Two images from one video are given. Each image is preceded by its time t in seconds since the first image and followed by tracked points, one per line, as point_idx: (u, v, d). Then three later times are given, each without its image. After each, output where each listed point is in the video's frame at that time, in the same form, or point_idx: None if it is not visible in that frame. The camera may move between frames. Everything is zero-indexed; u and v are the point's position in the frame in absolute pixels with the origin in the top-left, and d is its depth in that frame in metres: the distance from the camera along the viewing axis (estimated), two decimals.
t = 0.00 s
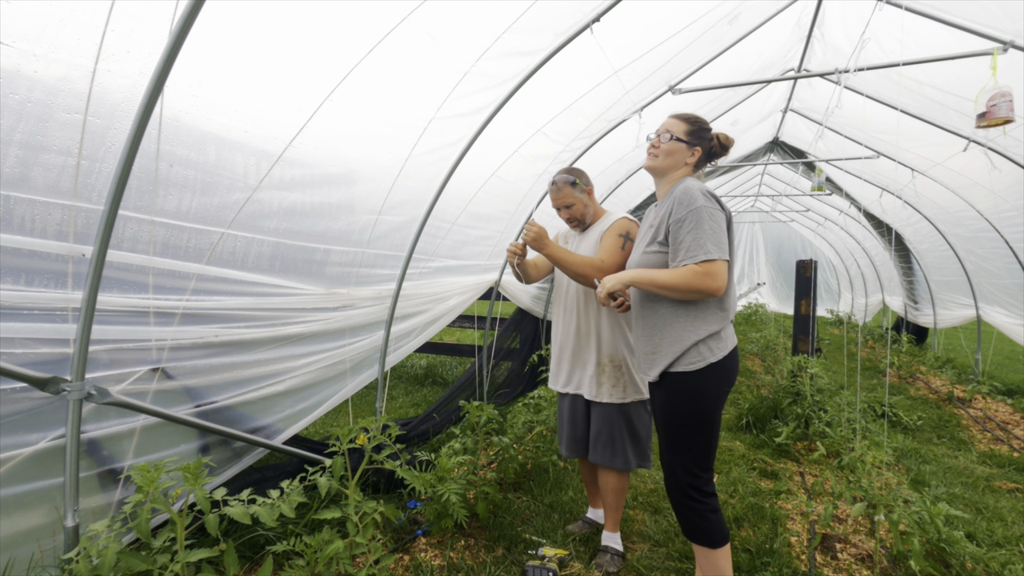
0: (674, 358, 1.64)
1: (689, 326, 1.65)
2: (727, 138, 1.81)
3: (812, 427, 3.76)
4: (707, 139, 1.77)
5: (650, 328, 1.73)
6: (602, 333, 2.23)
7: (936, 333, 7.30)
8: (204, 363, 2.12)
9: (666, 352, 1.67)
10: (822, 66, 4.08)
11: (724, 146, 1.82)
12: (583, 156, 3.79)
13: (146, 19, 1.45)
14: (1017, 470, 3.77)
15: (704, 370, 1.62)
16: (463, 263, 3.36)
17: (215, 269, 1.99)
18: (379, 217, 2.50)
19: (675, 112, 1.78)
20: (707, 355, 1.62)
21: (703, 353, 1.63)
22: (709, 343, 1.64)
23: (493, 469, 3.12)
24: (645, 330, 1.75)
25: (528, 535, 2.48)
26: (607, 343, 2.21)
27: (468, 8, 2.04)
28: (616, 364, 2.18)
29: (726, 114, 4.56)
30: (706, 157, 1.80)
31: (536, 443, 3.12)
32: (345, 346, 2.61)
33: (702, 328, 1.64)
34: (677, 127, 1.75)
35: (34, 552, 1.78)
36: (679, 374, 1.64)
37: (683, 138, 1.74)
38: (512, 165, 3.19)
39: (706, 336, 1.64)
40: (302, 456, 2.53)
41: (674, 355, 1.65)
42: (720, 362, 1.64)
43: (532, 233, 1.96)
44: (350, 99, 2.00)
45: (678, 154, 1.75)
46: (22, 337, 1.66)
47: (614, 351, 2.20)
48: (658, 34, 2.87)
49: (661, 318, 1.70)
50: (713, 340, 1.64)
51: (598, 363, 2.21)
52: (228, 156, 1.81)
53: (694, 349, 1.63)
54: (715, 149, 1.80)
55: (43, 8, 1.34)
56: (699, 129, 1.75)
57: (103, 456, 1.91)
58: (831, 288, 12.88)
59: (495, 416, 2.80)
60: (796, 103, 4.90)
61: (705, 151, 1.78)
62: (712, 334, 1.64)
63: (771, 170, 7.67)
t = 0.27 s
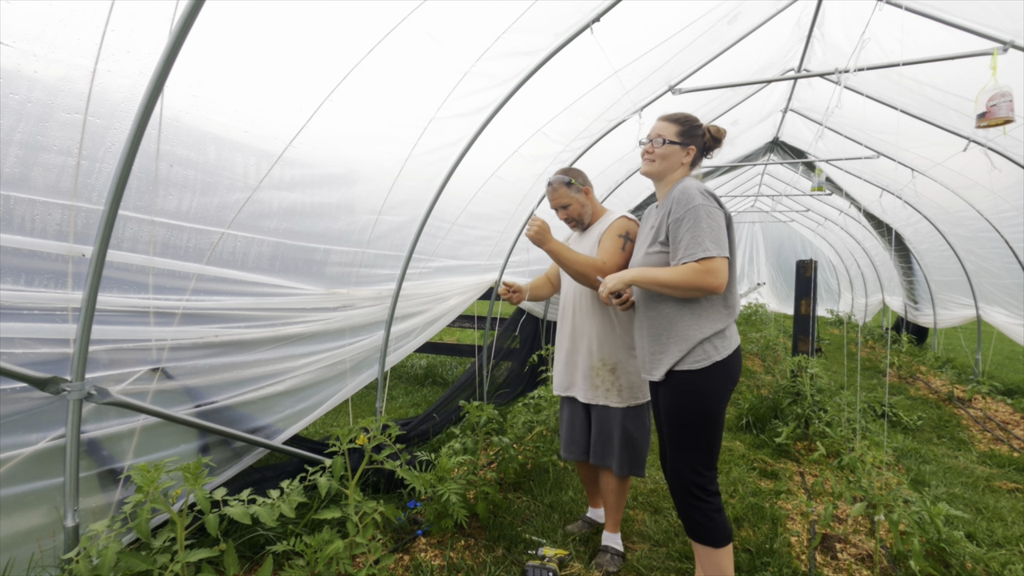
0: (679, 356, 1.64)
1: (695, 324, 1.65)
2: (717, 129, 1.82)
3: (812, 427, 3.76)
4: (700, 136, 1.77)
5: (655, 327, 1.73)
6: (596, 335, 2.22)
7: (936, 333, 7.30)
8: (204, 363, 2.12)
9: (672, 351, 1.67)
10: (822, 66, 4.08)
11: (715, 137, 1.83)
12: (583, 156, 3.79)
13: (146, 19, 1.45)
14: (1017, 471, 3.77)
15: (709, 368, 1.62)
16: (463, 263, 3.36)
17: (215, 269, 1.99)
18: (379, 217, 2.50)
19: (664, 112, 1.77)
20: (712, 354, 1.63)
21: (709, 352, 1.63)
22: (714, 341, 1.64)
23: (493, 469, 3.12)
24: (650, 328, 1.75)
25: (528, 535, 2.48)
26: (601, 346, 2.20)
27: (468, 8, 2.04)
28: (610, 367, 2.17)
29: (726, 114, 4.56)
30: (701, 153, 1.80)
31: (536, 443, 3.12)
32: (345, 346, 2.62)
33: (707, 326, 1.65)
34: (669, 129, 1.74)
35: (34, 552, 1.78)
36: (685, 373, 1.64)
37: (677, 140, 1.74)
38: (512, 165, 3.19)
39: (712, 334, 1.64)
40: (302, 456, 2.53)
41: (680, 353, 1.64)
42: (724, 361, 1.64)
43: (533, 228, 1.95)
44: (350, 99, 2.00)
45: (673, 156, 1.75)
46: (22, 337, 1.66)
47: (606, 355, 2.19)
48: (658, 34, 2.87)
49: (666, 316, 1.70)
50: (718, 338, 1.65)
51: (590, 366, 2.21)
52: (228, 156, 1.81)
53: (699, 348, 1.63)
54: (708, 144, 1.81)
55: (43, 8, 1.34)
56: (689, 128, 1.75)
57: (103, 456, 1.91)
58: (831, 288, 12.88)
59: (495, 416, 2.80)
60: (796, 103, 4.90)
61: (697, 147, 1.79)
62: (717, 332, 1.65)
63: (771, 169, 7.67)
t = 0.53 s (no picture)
0: (688, 356, 1.64)
1: (704, 324, 1.65)
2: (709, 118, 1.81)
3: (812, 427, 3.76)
4: (695, 132, 1.77)
5: (663, 327, 1.73)
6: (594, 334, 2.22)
7: (936, 333, 7.30)
8: (204, 363, 2.12)
9: (680, 351, 1.67)
10: (822, 66, 4.08)
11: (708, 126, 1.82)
12: (583, 156, 3.79)
13: (145, 19, 1.45)
14: (1017, 471, 3.77)
15: (718, 368, 1.62)
16: (463, 263, 3.36)
17: (215, 269, 1.99)
18: (379, 217, 2.50)
19: (653, 119, 1.77)
20: (720, 354, 1.63)
21: (718, 351, 1.63)
22: (723, 341, 1.64)
23: (493, 469, 3.12)
24: (657, 328, 1.75)
25: (528, 535, 2.48)
26: (598, 344, 2.20)
27: (468, 8, 2.04)
28: (607, 367, 2.17)
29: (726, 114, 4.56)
30: (700, 148, 1.80)
31: (536, 443, 3.12)
32: (345, 346, 2.62)
33: (716, 326, 1.65)
34: (663, 136, 1.74)
35: (34, 552, 1.78)
36: (693, 372, 1.64)
37: (672, 145, 1.74)
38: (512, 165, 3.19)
39: (721, 334, 1.64)
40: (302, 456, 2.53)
41: (689, 353, 1.64)
42: (733, 361, 1.64)
43: (537, 230, 1.91)
44: (350, 99, 2.00)
45: (673, 161, 1.75)
46: (22, 337, 1.66)
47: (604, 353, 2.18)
48: (658, 34, 2.87)
49: (673, 316, 1.70)
50: (726, 338, 1.65)
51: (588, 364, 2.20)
52: (228, 156, 1.81)
53: (708, 348, 1.63)
54: (705, 137, 1.81)
55: (43, 8, 1.34)
56: (682, 129, 1.74)
57: (103, 456, 1.91)
58: (831, 288, 12.88)
59: (495, 416, 2.80)
60: (796, 103, 4.90)
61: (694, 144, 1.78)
62: (725, 332, 1.65)
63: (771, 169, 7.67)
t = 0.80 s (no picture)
0: (697, 357, 1.64)
1: (714, 325, 1.65)
2: (699, 119, 1.82)
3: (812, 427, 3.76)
4: (692, 136, 1.77)
5: (673, 326, 1.73)
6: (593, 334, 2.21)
7: (936, 332, 7.31)
8: (204, 363, 2.12)
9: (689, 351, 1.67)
10: (822, 66, 4.08)
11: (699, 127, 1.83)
12: (583, 156, 3.80)
13: (145, 19, 1.45)
14: (1017, 470, 3.77)
15: (726, 369, 1.62)
16: (463, 263, 3.36)
17: (215, 269, 1.99)
18: (379, 217, 2.50)
19: (645, 131, 1.76)
20: (730, 355, 1.63)
21: (727, 352, 1.63)
22: (733, 343, 1.64)
23: (493, 469, 3.12)
24: (667, 328, 1.75)
25: (528, 535, 2.48)
26: (597, 343, 2.20)
27: (468, 8, 2.04)
28: (605, 363, 2.17)
29: (726, 114, 4.56)
30: (698, 147, 1.80)
31: (536, 443, 3.12)
32: (345, 346, 2.62)
33: (726, 327, 1.64)
34: (661, 147, 1.73)
35: (34, 552, 1.78)
36: (701, 373, 1.64)
37: (673, 153, 1.73)
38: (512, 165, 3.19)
39: (731, 335, 1.64)
40: (302, 456, 2.54)
41: (699, 353, 1.64)
42: (741, 362, 1.65)
43: (545, 238, 1.90)
44: (350, 99, 2.00)
45: (677, 168, 1.75)
46: (22, 337, 1.66)
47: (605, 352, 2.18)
48: (658, 34, 2.87)
49: (683, 317, 1.70)
50: (735, 341, 1.65)
51: (589, 363, 2.20)
52: (228, 156, 1.81)
53: (718, 348, 1.63)
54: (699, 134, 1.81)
55: (43, 8, 1.34)
56: (681, 135, 1.73)
57: (103, 456, 1.91)
58: (831, 288, 12.88)
59: (495, 416, 2.80)
60: (796, 103, 4.90)
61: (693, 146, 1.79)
62: (735, 334, 1.65)
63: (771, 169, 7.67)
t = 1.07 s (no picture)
0: (705, 354, 1.63)
1: (724, 322, 1.65)
2: (681, 116, 1.81)
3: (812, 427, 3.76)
4: (681, 137, 1.75)
5: (681, 324, 1.72)
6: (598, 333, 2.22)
7: (936, 332, 7.31)
8: (204, 363, 2.12)
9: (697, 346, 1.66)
10: (822, 66, 4.08)
11: (683, 123, 1.82)
12: (583, 156, 3.80)
13: (145, 19, 1.45)
14: (1017, 471, 3.77)
15: (732, 366, 1.63)
16: (463, 263, 3.37)
17: (215, 269, 1.99)
18: (379, 217, 2.50)
19: (633, 147, 1.75)
20: (736, 353, 1.63)
21: (734, 351, 1.63)
22: (740, 341, 1.65)
23: (493, 469, 3.12)
24: (675, 323, 1.74)
25: (528, 535, 2.48)
26: (603, 342, 2.21)
27: (468, 8, 2.04)
28: (612, 361, 2.18)
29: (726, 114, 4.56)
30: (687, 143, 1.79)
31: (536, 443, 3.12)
32: (345, 346, 2.62)
33: (735, 325, 1.65)
34: (654, 158, 1.72)
35: (34, 552, 1.78)
36: (707, 369, 1.63)
37: (667, 159, 1.72)
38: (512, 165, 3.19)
39: (739, 334, 1.64)
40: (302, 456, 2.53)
41: (706, 350, 1.63)
42: (746, 361, 1.65)
43: (553, 245, 1.93)
44: (350, 99, 2.00)
45: (676, 173, 1.74)
46: (22, 337, 1.66)
47: (611, 351, 2.19)
48: (659, 34, 2.87)
49: (692, 312, 1.69)
50: (740, 338, 1.65)
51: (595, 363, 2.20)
52: (228, 156, 1.81)
53: (726, 346, 1.63)
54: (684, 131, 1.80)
55: (43, 8, 1.34)
56: (671, 140, 1.72)
57: (103, 456, 1.91)
58: (831, 288, 12.87)
59: (495, 416, 2.80)
60: (796, 103, 4.90)
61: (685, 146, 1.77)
62: (743, 332, 1.65)
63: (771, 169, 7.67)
